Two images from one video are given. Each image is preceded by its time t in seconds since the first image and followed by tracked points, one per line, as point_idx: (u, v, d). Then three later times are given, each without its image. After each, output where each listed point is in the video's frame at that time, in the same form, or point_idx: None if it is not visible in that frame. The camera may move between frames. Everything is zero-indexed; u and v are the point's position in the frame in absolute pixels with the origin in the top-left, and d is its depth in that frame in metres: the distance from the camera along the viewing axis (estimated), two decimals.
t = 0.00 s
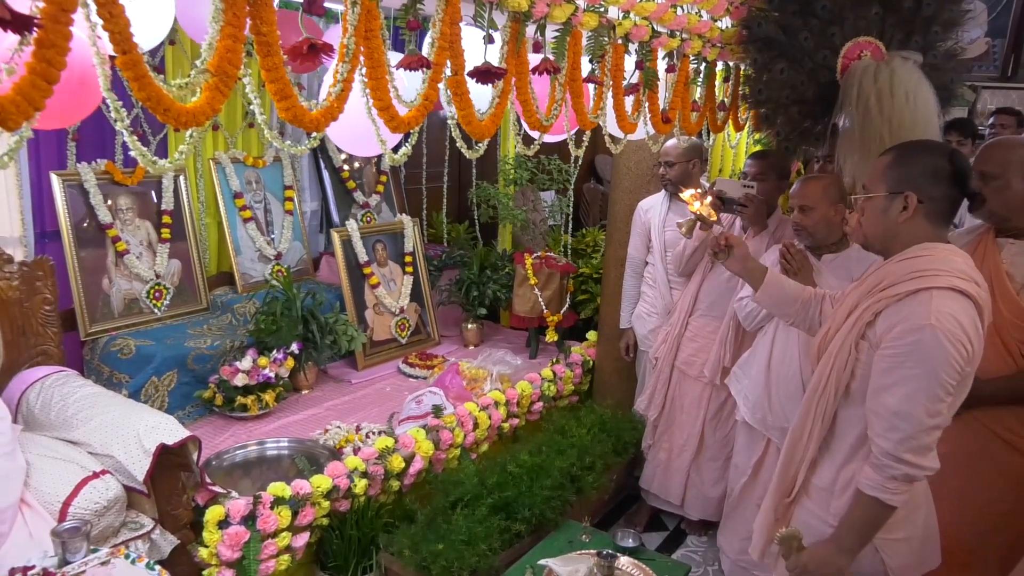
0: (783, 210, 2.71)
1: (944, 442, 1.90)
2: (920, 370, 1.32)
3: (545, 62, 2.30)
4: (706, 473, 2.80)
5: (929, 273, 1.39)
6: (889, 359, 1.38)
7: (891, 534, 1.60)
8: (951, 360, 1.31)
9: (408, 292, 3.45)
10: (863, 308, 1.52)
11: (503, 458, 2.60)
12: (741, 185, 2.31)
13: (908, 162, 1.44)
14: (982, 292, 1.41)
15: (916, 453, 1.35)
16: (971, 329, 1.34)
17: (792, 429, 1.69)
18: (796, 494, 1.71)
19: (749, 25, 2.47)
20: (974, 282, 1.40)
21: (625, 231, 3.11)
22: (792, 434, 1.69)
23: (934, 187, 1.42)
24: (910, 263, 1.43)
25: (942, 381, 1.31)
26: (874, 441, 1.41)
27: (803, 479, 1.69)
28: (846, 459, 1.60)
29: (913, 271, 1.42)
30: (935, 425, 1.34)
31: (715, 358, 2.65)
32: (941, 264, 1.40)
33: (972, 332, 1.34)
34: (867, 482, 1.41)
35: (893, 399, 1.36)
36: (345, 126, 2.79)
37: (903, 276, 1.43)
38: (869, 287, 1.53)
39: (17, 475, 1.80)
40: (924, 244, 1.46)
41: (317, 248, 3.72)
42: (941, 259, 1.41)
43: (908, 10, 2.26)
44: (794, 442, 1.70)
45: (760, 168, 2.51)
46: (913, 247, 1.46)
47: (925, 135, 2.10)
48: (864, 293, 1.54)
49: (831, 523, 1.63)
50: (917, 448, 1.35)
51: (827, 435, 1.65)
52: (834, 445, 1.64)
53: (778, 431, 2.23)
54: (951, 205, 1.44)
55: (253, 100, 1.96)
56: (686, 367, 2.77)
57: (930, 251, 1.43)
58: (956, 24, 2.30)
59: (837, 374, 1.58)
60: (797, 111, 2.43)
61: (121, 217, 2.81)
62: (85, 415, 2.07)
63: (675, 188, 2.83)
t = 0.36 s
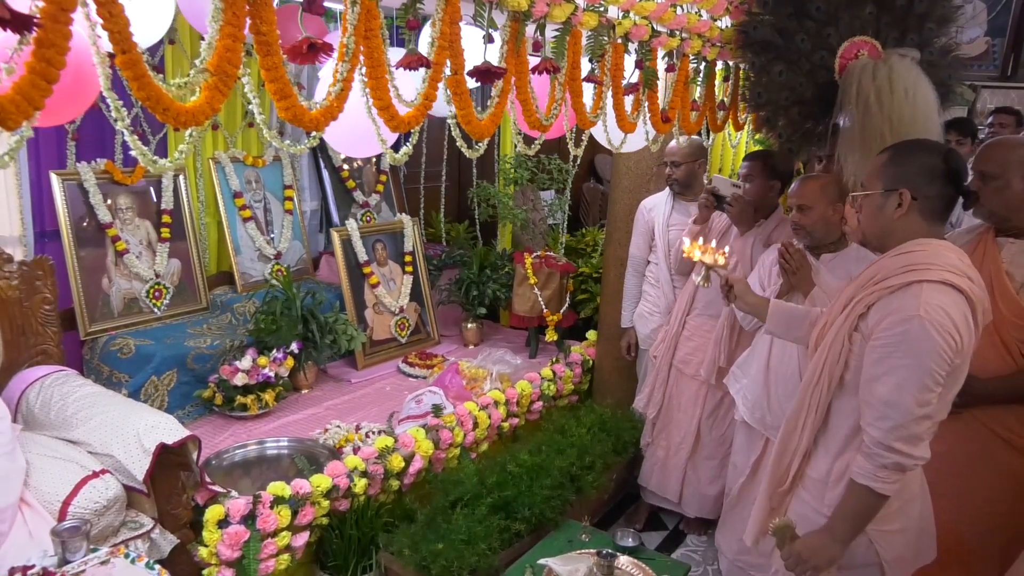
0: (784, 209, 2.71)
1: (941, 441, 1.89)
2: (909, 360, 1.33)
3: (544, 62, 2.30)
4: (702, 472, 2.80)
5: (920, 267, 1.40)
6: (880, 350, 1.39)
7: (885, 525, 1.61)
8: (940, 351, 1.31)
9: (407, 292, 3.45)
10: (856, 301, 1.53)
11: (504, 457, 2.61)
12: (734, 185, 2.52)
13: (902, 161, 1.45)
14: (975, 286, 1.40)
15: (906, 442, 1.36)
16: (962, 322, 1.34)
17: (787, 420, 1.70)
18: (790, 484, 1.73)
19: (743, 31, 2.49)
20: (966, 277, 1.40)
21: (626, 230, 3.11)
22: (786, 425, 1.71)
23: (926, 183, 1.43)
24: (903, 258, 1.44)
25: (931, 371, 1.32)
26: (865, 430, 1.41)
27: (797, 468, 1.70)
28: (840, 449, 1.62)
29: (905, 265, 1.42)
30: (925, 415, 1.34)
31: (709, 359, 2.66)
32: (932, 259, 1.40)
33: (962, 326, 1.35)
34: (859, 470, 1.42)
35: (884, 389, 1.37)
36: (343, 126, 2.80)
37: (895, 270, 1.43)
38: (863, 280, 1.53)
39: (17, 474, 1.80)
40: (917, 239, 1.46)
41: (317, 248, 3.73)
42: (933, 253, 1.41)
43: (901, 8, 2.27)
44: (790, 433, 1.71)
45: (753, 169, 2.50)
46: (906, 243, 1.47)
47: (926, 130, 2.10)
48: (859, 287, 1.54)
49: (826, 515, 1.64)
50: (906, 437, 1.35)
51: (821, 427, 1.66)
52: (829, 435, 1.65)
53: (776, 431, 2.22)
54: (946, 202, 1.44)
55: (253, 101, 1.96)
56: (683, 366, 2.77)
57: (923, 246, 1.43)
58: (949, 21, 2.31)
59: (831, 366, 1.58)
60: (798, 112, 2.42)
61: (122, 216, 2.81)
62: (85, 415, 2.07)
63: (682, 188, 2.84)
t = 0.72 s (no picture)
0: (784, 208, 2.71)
1: (938, 440, 1.89)
2: (913, 353, 1.33)
3: (544, 62, 2.31)
4: (700, 471, 2.79)
5: (921, 263, 1.40)
6: (883, 345, 1.39)
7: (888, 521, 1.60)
8: (944, 344, 1.32)
9: (407, 291, 3.45)
10: (857, 298, 1.53)
11: (504, 456, 2.61)
12: (729, 185, 2.62)
13: (899, 160, 1.46)
14: (974, 281, 1.41)
15: (909, 435, 1.35)
16: (963, 315, 1.35)
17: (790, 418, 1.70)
18: (794, 482, 1.71)
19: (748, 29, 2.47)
20: (966, 271, 1.41)
21: (626, 230, 3.12)
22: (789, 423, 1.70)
23: (922, 181, 1.44)
24: (903, 254, 1.44)
25: (935, 364, 1.32)
26: (868, 424, 1.41)
27: (801, 466, 1.69)
28: (843, 446, 1.61)
29: (906, 262, 1.42)
30: (928, 409, 1.33)
31: (707, 357, 2.66)
32: (932, 254, 1.41)
33: (963, 319, 1.36)
34: (861, 464, 1.41)
35: (888, 382, 1.37)
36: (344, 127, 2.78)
37: (895, 266, 1.44)
38: (864, 277, 1.53)
39: (16, 474, 1.80)
40: (915, 236, 1.47)
41: (317, 247, 3.73)
42: (932, 249, 1.42)
43: (899, 6, 2.26)
44: (792, 431, 1.70)
45: (756, 168, 2.53)
46: (905, 240, 1.47)
47: (938, 125, 2.05)
48: (860, 284, 1.55)
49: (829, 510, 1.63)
50: (909, 430, 1.35)
51: (824, 425, 1.66)
52: (832, 433, 1.64)
53: (777, 431, 2.23)
54: (941, 200, 1.46)
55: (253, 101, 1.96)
56: (681, 365, 2.77)
57: (922, 242, 1.44)
58: (944, 17, 2.31)
59: (833, 363, 1.58)
60: (805, 111, 2.39)
61: (121, 215, 2.81)
62: (85, 414, 2.07)
63: (688, 186, 2.84)
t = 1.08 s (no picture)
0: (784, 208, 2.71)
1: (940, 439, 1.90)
2: (926, 350, 1.34)
3: (544, 62, 2.31)
4: (701, 471, 2.80)
5: (925, 260, 1.42)
6: (895, 343, 1.40)
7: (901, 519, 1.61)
8: (957, 339, 1.33)
9: (407, 291, 3.45)
10: (863, 298, 1.53)
11: (504, 456, 2.61)
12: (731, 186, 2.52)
13: (894, 161, 1.47)
14: (974, 275, 1.44)
15: (929, 432, 1.35)
16: (971, 310, 1.37)
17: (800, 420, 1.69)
18: (807, 484, 1.71)
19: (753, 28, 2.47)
20: (967, 267, 1.43)
21: (626, 229, 3.12)
22: (799, 425, 1.70)
23: (919, 181, 1.45)
24: (906, 252, 1.45)
25: (950, 359, 1.33)
26: (885, 422, 1.41)
27: (814, 467, 1.69)
28: (856, 445, 1.61)
29: (911, 259, 1.44)
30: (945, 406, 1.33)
31: (708, 356, 2.66)
32: (935, 251, 1.42)
33: (971, 313, 1.37)
34: (881, 462, 1.41)
35: (903, 379, 1.37)
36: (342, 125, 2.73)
37: (900, 264, 1.45)
38: (868, 276, 1.54)
39: (17, 474, 1.80)
40: (915, 234, 1.48)
41: (317, 247, 3.73)
42: (934, 246, 1.43)
43: (904, 4, 2.25)
44: (803, 434, 1.70)
45: (757, 168, 2.54)
46: (906, 238, 1.48)
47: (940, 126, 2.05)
48: (864, 284, 1.55)
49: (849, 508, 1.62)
50: (929, 427, 1.35)
51: (835, 425, 1.66)
52: (845, 433, 1.64)
53: (777, 431, 2.23)
54: (937, 198, 1.47)
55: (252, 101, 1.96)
56: (682, 365, 2.77)
57: (923, 240, 1.45)
58: (949, 16, 2.29)
59: (842, 363, 1.58)
60: (807, 111, 2.39)
61: (121, 215, 2.81)
62: (84, 414, 2.07)
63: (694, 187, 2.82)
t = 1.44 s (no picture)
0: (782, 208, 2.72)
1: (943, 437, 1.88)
2: (942, 345, 1.35)
3: (544, 62, 2.30)
4: (701, 472, 2.80)
5: (930, 257, 1.43)
6: (909, 340, 1.40)
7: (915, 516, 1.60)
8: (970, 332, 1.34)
9: (407, 291, 3.45)
10: (871, 297, 1.52)
11: (503, 456, 2.61)
12: (733, 185, 2.59)
13: (898, 161, 1.46)
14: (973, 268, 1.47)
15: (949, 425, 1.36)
16: (978, 302, 1.39)
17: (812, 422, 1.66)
18: (822, 486, 1.67)
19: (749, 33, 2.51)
20: (967, 260, 1.45)
21: (625, 229, 3.12)
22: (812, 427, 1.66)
23: (923, 180, 1.46)
24: (909, 250, 1.46)
25: (964, 352, 1.34)
26: (903, 419, 1.42)
27: (828, 469, 1.65)
28: (873, 443, 1.58)
29: (916, 256, 1.45)
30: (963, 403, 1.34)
31: (709, 357, 2.66)
32: (938, 247, 1.44)
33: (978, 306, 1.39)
34: (901, 457, 1.41)
35: (920, 375, 1.37)
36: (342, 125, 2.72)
37: (905, 262, 1.46)
38: (872, 276, 1.54)
39: (17, 474, 1.80)
40: (914, 231, 1.49)
41: (317, 247, 3.73)
42: (936, 243, 1.45)
43: (904, 5, 2.25)
44: (814, 439, 1.66)
45: (756, 168, 2.53)
46: (906, 237, 1.49)
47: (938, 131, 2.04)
48: (868, 284, 1.55)
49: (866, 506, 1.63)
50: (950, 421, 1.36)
51: (849, 425, 1.63)
52: (859, 434, 1.61)
53: (777, 431, 2.23)
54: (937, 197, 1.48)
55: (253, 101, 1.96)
56: (683, 365, 2.76)
57: (924, 237, 1.47)
58: (950, 15, 2.28)
59: (853, 362, 1.56)
60: (805, 115, 2.38)
61: (121, 215, 2.81)
62: (84, 414, 2.07)
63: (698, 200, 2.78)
